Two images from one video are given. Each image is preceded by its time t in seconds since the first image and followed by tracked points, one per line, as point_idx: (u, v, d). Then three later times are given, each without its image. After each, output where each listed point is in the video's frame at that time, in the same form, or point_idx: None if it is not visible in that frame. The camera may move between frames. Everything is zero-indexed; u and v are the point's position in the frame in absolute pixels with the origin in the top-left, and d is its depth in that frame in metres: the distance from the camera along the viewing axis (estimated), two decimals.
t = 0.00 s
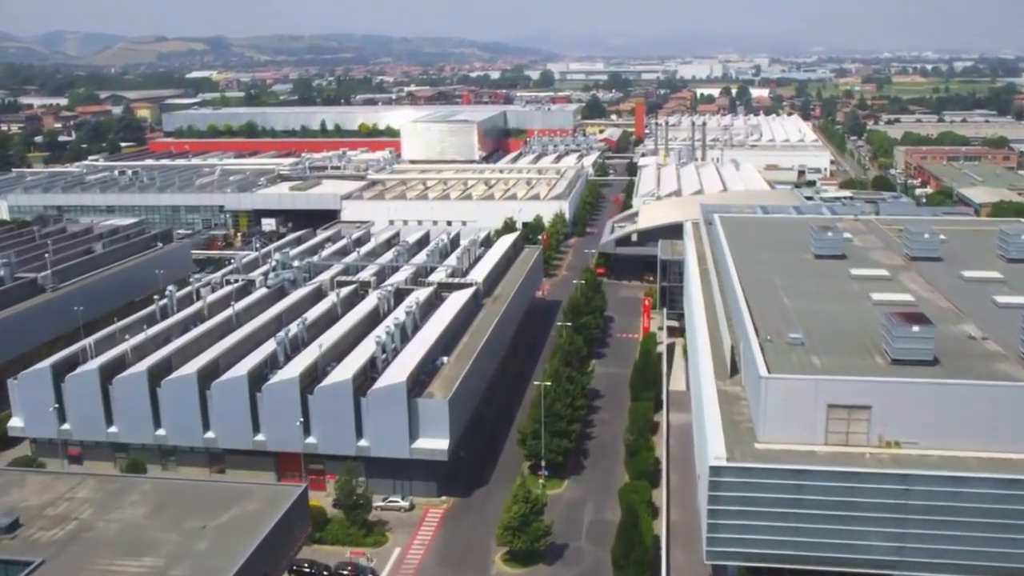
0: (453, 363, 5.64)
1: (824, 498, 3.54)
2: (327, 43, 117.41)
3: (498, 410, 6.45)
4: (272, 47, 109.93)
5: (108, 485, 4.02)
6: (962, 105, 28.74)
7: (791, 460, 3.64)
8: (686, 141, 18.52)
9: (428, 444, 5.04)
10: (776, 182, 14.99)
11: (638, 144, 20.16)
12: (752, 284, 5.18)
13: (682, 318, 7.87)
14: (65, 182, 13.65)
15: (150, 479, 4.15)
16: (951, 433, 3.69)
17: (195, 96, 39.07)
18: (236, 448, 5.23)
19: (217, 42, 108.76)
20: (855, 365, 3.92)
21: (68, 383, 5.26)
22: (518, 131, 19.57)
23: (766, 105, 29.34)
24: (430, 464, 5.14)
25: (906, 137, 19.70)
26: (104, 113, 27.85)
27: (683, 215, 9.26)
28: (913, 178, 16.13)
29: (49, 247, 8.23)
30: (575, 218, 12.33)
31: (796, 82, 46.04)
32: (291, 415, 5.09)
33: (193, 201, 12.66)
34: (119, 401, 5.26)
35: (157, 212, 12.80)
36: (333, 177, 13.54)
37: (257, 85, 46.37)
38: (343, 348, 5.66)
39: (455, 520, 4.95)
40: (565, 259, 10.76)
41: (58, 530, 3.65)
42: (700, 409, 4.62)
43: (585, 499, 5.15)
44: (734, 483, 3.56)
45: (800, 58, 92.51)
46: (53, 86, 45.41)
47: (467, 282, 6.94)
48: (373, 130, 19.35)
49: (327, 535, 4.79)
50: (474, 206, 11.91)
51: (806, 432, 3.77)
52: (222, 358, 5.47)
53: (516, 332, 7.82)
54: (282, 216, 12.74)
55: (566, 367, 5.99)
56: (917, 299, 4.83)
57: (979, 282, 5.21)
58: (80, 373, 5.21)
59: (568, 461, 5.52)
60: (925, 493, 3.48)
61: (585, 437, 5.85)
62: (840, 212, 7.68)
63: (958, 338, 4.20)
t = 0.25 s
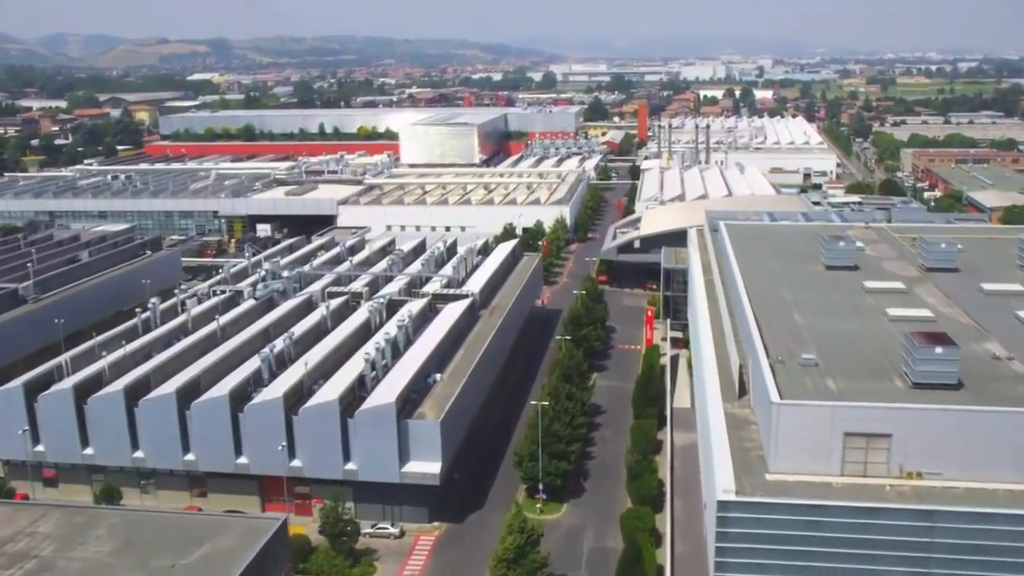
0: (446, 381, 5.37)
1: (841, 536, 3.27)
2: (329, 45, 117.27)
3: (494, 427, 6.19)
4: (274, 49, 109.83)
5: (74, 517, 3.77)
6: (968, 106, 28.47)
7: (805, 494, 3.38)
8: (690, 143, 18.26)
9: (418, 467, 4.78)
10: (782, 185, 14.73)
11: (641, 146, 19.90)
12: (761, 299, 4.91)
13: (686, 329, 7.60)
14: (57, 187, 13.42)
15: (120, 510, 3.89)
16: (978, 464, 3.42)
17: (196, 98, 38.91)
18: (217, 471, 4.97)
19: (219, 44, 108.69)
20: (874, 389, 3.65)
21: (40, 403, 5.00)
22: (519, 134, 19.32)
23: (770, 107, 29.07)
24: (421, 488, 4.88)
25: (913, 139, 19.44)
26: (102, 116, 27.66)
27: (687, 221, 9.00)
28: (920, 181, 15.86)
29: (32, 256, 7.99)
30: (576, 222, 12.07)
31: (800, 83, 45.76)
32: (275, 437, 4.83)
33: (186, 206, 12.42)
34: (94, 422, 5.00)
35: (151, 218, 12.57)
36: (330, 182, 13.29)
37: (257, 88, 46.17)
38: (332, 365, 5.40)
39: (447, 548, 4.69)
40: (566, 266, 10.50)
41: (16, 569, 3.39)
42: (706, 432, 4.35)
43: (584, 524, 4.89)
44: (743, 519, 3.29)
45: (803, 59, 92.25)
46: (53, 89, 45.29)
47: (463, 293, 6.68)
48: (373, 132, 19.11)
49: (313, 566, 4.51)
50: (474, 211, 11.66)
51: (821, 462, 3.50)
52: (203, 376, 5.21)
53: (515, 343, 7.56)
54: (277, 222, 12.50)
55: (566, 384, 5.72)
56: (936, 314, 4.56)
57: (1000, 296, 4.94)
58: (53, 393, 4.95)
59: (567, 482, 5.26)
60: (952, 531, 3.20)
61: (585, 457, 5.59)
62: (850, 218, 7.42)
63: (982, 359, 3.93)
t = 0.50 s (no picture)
0: (440, 394, 5.19)
1: (854, 565, 3.08)
2: (330, 46, 117.16)
3: (490, 440, 6.01)
4: (275, 50, 109.74)
5: (45, 543, 3.58)
6: (972, 107, 28.26)
7: (815, 521, 3.19)
8: (691, 145, 18.08)
9: (410, 485, 4.60)
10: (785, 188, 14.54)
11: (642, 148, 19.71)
12: (766, 310, 4.72)
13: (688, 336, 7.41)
14: (51, 190, 13.25)
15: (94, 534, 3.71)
16: (998, 488, 3.23)
17: (195, 99, 38.77)
18: (202, 488, 4.78)
19: (219, 45, 108.61)
20: (886, 408, 3.47)
21: (18, 419, 4.81)
22: (519, 135, 19.14)
23: (773, 108, 28.87)
24: (414, 506, 4.70)
25: (917, 140, 19.24)
26: (100, 118, 27.50)
27: (689, 226, 8.81)
28: (925, 183, 15.66)
29: (19, 262, 7.82)
30: (576, 225, 11.88)
31: (802, 83, 45.56)
32: (261, 454, 4.64)
33: (180, 209, 12.25)
34: (73, 437, 4.81)
35: (145, 222, 12.39)
36: (327, 185, 13.11)
37: (257, 89, 46.00)
38: (321, 377, 5.21)
39: (440, 569, 4.50)
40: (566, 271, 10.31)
41: None
42: (709, 450, 4.16)
43: (583, 543, 4.71)
44: (749, 547, 3.10)
45: (805, 60, 92.08)
46: (52, 90, 45.17)
47: (459, 301, 6.50)
48: (371, 134, 18.94)
49: None
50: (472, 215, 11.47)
51: (831, 486, 3.31)
52: (188, 389, 5.03)
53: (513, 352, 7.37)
54: (273, 225, 12.32)
55: (564, 396, 5.54)
56: (949, 327, 4.38)
57: (1015, 306, 4.75)
58: (30, 408, 4.76)
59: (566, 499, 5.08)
60: (971, 561, 3.01)
61: (584, 471, 5.40)
62: (857, 223, 7.24)
63: (1000, 375, 3.74)
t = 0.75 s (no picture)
0: (427, 417, 4.89)
1: None
2: (330, 47, 116.90)
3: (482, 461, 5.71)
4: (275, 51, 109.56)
5: None
6: (977, 108, 27.96)
7: (832, 571, 2.89)
8: (693, 147, 17.79)
9: (394, 517, 4.31)
10: (788, 192, 14.25)
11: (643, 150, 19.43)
12: (775, 328, 4.42)
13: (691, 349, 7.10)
14: (38, 194, 12.97)
15: None
16: None
17: (192, 101, 38.55)
18: (172, 519, 4.49)
19: (219, 46, 108.38)
20: (909, 443, 3.16)
21: None
22: (518, 138, 18.84)
23: (775, 110, 28.56)
24: (397, 539, 4.41)
25: (922, 142, 18.94)
26: (94, 120, 27.21)
27: (692, 234, 8.50)
28: (931, 186, 15.37)
29: None
30: (575, 230, 11.58)
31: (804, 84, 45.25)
32: (234, 483, 4.34)
33: (169, 214, 11.96)
34: (35, 464, 4.50)
35: (133, 227, 12.11)
36: (320, 189, 12.81)
37: (255, 90, 45.71)
38: (301, 399, 4.91)
39: None
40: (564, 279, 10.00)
41: None
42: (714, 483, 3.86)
43: None
44: None
45: (807, 61, 91.79)
46: (49, 91, 44.91)
47: (450, 314, 6.20)
48: (367, 136, 18.65)
49: None
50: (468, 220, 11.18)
51: (849, 531, 3.01)
52: (159, 412, 4.72)
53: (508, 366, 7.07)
54: (264, 231, 12.03)
55: (559, 416, 5.24)
56: (972, 348, 4.07)
57: None
58: None
59: (562, 527, 4.78)
60: None
61: (580, 497, 5.11)
62: (867, 231, 6.94)
63: None
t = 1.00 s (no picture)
0: (418, 432, 4.71)
1: None
2: (330, 48, 116.74)
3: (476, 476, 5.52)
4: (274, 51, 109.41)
5: None
6: (979, 109, 27.76)
7: None
8: (693, 149, 17.62)
9: (382, 539, 4.12)
10: (790, 196, 14.05)
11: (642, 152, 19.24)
12: (780, 341, 4.23)
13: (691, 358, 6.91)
14: (29, 196, 12.78)
15: None
16: None
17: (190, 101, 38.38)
18: (151, 540, 4.30)
19: (219, 46, 108.23)
20: (925, 469, 2.97)
21: None
22: (517, 139, 18.65)
23: (776, 111, 28.37)
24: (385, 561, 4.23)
25: (925, 144, 18.76)
26: (91, 121, 27.02)
27: (693, 238, 8.31)
28: (934, 188, 15.20)
29: None
30: (574, 234, 11.39)
31: (805, 85, 45.05)
32: (215, 503, 4.15)
33: (161, 218, 11.76)
34: (7, 483, 4.31)
35: (125, 230, 11.93)
36: (315, 192, 12.62)
37: (254, 91, 45.54)
38: (286, 414, 4.72)
39: None
40: (564, 283, 9.81)
41: None
42: (716, 505, 3.67)
43: None
44: None
45: (808, 62, 91.60)
46: (47, 91, 44.72)
47: (443, 323, 6.01)
48: (365, 138, 18.46)
49: None
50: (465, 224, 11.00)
51: (862, 564, 2.82)
52: (138, 428, 4.53)
53: (503, 375, 6.88)
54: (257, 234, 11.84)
55: (555, 431, 5.05)
56: (987, 364, 3.89)
57: None
58: None
59: (557, 547, 4.60)
60: None
61: (577, 515, 4.93)
62: (874, 237, 6.76)
63: None
